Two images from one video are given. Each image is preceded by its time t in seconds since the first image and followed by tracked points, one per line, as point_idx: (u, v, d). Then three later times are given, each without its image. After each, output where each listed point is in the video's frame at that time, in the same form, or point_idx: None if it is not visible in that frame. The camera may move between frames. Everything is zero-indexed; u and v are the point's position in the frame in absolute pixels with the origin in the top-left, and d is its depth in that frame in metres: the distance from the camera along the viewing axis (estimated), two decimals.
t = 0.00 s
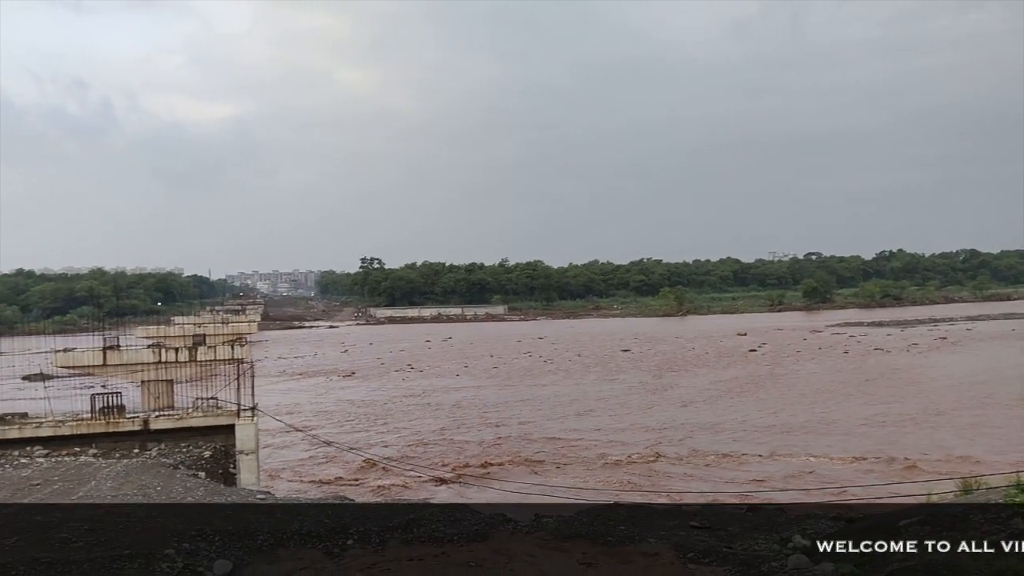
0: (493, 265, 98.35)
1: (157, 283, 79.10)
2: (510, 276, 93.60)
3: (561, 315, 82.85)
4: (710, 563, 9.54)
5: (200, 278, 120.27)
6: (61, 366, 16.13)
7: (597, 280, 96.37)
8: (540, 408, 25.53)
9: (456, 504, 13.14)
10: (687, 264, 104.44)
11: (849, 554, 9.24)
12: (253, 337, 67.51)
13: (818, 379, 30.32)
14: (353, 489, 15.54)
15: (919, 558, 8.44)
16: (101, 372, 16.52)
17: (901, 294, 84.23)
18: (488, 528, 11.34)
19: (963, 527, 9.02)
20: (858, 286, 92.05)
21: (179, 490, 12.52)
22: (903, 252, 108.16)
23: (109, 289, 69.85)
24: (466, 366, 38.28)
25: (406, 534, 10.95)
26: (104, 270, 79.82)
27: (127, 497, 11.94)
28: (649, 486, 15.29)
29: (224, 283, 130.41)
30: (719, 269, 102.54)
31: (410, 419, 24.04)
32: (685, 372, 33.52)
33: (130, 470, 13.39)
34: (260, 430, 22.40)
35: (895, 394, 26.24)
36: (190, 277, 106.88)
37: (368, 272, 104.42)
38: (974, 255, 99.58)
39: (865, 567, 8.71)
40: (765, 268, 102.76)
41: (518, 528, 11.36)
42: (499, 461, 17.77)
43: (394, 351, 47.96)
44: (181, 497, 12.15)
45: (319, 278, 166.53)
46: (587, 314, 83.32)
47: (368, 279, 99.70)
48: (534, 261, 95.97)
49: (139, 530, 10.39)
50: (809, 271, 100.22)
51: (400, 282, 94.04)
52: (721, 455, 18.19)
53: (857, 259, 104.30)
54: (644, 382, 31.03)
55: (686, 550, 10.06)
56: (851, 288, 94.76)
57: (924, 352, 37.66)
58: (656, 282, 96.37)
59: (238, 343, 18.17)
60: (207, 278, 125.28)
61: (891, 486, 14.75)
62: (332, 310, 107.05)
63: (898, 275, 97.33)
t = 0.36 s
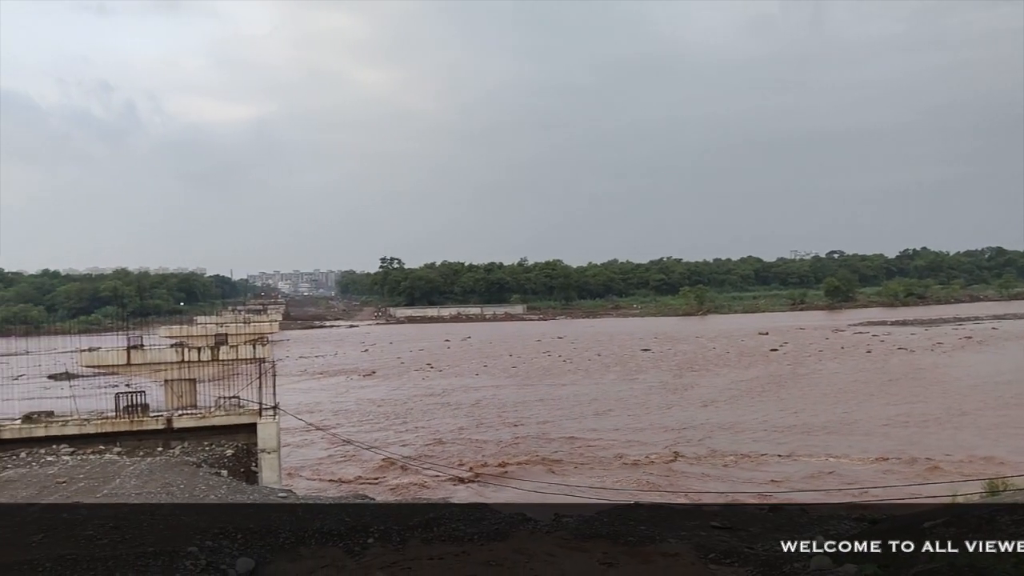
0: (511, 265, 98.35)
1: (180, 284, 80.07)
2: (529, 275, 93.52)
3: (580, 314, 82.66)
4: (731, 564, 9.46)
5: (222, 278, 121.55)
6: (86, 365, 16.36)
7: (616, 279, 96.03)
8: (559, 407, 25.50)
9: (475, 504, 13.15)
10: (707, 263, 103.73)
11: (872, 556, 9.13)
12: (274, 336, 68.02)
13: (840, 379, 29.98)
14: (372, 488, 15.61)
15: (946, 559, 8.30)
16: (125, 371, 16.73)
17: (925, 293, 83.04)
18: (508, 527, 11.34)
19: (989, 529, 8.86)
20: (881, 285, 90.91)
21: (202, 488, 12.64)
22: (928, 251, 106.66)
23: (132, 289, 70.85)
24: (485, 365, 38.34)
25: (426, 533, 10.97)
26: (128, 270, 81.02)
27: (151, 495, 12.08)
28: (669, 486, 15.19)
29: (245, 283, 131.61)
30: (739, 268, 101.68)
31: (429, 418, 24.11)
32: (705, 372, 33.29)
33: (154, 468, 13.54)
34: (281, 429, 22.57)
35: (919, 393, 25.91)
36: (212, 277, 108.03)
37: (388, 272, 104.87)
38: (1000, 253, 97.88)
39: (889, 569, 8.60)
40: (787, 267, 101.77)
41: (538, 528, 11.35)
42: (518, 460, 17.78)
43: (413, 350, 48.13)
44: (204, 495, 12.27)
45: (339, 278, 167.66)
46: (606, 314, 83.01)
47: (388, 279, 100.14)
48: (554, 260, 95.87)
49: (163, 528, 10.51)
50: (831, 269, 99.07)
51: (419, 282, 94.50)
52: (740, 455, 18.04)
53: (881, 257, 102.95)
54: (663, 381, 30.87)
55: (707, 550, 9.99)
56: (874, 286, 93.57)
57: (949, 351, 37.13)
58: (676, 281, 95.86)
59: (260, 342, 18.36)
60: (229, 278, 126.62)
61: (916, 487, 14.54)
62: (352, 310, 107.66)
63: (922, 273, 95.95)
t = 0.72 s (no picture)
0: (532, 264, 98.31)
1: (204, 283, 81.03)
2: (550, 275, 93.43)
3: (601, 314, 82.43)
4: (755, 565, 9.38)
5: (245, 277, 122.80)
6: (112, 364, 16.56)
7: (637, 278, 95.63)
8: (580, 407, 25.45)
9: (496, 503, 13.17)
10: (729, 262, 102.97)
11: (898, 558, 9.01)
12: (296, 336, 68.57)
13: (865, 378, 29.60)
14: (394, 486, 15.70)
15: (973, 562, 8.18)
16: (150, 370, 16.92)
17: (952, 292, 81.74)
18: (529, 527, 11.34)
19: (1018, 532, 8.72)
20: (907, 284, 89.63)
21: (226, 485, 12.79)
22: (954, 250, 105.05)
23: (158, 288, 71.86)
24: (506, 364, 38.33)
25: (448, 531, 11.00)
26: (153, 270, 82.15)
27: (176, 492, 12.26)
28: (691, 486, 15.10)
29: (268, 283, 132.95)
30: (762, 267, 100.76)
31: (449, 417, 24.16)
32: (728, 372, 33.04)
33: (179, 466, 13.72)
34: (303, 427, 22.76)
35: (945, 393, 25.53)
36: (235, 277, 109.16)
37: (409, 271, 105.34)
38: None
39: (915, 571, 8.48)
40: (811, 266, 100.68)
41: (560, 527, 11.33)
42: (538, 459, 17.77)
43: (434, 349, 48.27)
44: (228, 493, 12.41)
45: (361, 278, 168.79)
46: (627, 314, 82.68)
47: (409, 279, 100.62)
48: (574, 259, 95.72)
49: (188, 525, 10.65)
50: (856, 268, 97.83)
51: (440, 281, 94.86)
52: (763, 455, 17.88)
53: (907, 256, 101.47)
54: (685, 381, 30.69)
55: (730, 551, 9.92)
56: (899, 285, 92.32)
57: (976, 351, 36.51)
58: (698, 280, 95.21)
59: (283, 342, 18.52)
60: (253, 278, 127.92)
61: (942, 488, 14.33)
62: (373, 309, 108.26)
63: (949, 272, 94.43)
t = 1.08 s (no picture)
0: (552, 264, 98.16)
1: (227, 283, 81.88)
2: (570, 275, 93.23)
3: (621, 314, 82.10)
4: (777, 567, 9.30)
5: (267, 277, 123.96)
6: (137, 364, 16.71)
7: (658, 278, 95.17)
8: (600, 407, 25.36)
9: (516, 503, 13.15)
10: (751, 262, 102.12)
11: (924, 561, 8.88)
12: (317, 335, 69.07)
13: (889, 380, 29.20)
14: (413, 485, 15.74)
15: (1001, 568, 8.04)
16: (173, 369, 17.07)
17: (979, 292, 80.41)
18: (549, 527, 11.31)
19: None
20: (932, 284, 88.29)
21: (248, 483, 12.91)
22: (981, 249, 103.30)
23: (181, 288, 72.74)
24: (525, 364, 38.31)
25: (468, 531, 11.01)
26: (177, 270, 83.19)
27: (199, 489, 12.39)
28: (712, 487, 14.98)
29: (290, 283, 134.06)
30: (784, 267, 99.76)
31: (468, 416, 24.19)
32: (749, 372, 32.75)
33: (202, 464, 13.87)
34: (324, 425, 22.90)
35: (971, 395, 25.10)
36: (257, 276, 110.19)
37: (429, 271, 105.64)
38: None
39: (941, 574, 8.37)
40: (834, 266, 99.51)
41: (580, 528, 11.29)
42: (557, 459, 17.73)
43: (454, 349, 48.36)
44: (250, 491, 12.53)
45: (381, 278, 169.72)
46: (648, 314, 82.28)
47: (429, 279, 100.92)
48: (594, 259, 95.48)
49: (211, 522, 10.77)
50: (880, 268, 96.52)
51: (460, 281, 95.14)
52: (785, 457, 17.68)
53: (932, 255, 99.96)
54: (706, 382, 30.46)
55: (752, 553, 9.83)
56: (925, 285, 90.98)
57: (1004, 352, 35.87)
58: (720, 280, 94.49)
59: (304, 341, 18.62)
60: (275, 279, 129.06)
61: (968, 490, 14.09)
62: (394, 308, 108.73)
63: (975, 272, 92.92)
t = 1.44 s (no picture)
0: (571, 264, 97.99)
1: (249, 282, 82.67)
2: (589, 275, 92.99)
3: (641, 314, 81.77)
4: (798, 570, 9.22)
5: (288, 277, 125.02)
6: (160, 361, 16.91)
7: (678, 278, 94.66)
8: (619, 407, 25.27)
9: (534, 503, 13.14)
10: (772, 262, 101.25)
11: (948, 566, 8.76)
12: (338, 334, 69.47)
13: (913, 381, 28.81)
14: (432, 484, 15.79)
15: None
16: (196, 367, 17.26)
17: (1006, 292, 79.08)
18: (568, 527, 11.30)
19: None
20: (958, 284, 86.98)
21: (269, 481, 13.02)
22: (1008, 249, 101.56)
23: (204, 287, 73.57)
24: (545, 364, 38.28)
25: (487, 530, 11.03)
26: (200, 270, 84.12)
27: (221, 487, 12.52)
28: (732, 487, 14.85)
29: (311, 283, 135.10)
30: (806, 267, 98.79)
31: (485, 416, 24.20)
32: (770, 373, 32.45)
33: (223, 461, 14.01)
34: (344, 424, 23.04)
35: (998, 398, 24.67)
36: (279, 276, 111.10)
37: (448, 271, 105.91)
38: None
39: None
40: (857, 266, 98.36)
41: (599, 528, 11.26)
42: (576, 459, 17.69)
43: (473, 349, 48.42)
44: (272, 488, 12.65)
45: (401, 279, 170.59)
46: (668, 314, 81.91)
47: (449, 278, 101.18)
48: (614, 260, 95.21)
49: (232, 520, 10.88)
50: (904, 268, 95.25)
51: (480, 281, 95.27)
52: (805, 458, 17.51)
53: (958, 255, 98.42)
54: (727, 383, 30.23)
55: (773, 556, 9.75)
56: (950, 285, 89.66)
57: None
58: (741, 280, 93.79)
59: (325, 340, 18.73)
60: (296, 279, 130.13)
61: (994, 493, 13.86)
62: (413, 308, 109.16)
63: (1002, 272, 91.42)
